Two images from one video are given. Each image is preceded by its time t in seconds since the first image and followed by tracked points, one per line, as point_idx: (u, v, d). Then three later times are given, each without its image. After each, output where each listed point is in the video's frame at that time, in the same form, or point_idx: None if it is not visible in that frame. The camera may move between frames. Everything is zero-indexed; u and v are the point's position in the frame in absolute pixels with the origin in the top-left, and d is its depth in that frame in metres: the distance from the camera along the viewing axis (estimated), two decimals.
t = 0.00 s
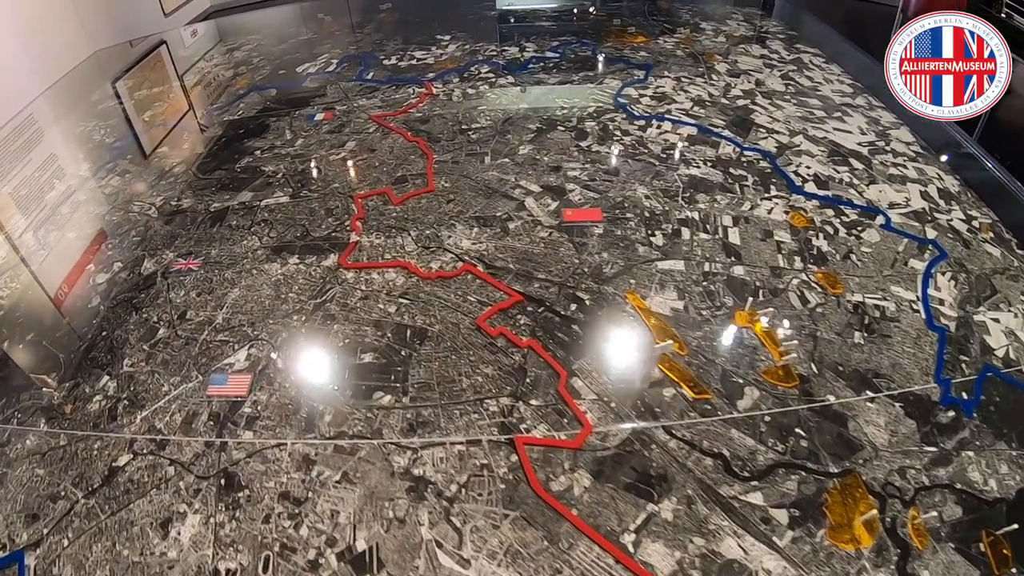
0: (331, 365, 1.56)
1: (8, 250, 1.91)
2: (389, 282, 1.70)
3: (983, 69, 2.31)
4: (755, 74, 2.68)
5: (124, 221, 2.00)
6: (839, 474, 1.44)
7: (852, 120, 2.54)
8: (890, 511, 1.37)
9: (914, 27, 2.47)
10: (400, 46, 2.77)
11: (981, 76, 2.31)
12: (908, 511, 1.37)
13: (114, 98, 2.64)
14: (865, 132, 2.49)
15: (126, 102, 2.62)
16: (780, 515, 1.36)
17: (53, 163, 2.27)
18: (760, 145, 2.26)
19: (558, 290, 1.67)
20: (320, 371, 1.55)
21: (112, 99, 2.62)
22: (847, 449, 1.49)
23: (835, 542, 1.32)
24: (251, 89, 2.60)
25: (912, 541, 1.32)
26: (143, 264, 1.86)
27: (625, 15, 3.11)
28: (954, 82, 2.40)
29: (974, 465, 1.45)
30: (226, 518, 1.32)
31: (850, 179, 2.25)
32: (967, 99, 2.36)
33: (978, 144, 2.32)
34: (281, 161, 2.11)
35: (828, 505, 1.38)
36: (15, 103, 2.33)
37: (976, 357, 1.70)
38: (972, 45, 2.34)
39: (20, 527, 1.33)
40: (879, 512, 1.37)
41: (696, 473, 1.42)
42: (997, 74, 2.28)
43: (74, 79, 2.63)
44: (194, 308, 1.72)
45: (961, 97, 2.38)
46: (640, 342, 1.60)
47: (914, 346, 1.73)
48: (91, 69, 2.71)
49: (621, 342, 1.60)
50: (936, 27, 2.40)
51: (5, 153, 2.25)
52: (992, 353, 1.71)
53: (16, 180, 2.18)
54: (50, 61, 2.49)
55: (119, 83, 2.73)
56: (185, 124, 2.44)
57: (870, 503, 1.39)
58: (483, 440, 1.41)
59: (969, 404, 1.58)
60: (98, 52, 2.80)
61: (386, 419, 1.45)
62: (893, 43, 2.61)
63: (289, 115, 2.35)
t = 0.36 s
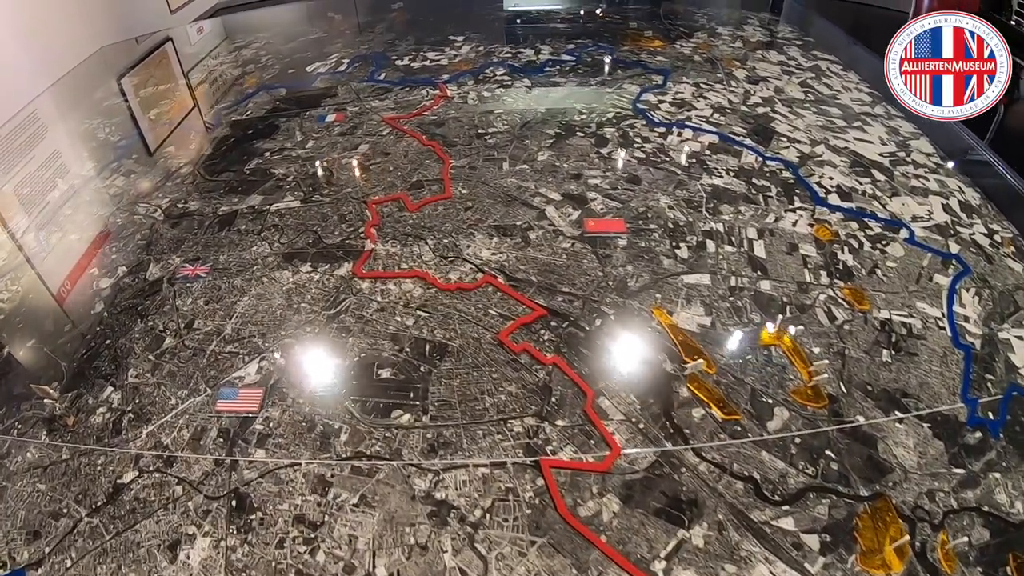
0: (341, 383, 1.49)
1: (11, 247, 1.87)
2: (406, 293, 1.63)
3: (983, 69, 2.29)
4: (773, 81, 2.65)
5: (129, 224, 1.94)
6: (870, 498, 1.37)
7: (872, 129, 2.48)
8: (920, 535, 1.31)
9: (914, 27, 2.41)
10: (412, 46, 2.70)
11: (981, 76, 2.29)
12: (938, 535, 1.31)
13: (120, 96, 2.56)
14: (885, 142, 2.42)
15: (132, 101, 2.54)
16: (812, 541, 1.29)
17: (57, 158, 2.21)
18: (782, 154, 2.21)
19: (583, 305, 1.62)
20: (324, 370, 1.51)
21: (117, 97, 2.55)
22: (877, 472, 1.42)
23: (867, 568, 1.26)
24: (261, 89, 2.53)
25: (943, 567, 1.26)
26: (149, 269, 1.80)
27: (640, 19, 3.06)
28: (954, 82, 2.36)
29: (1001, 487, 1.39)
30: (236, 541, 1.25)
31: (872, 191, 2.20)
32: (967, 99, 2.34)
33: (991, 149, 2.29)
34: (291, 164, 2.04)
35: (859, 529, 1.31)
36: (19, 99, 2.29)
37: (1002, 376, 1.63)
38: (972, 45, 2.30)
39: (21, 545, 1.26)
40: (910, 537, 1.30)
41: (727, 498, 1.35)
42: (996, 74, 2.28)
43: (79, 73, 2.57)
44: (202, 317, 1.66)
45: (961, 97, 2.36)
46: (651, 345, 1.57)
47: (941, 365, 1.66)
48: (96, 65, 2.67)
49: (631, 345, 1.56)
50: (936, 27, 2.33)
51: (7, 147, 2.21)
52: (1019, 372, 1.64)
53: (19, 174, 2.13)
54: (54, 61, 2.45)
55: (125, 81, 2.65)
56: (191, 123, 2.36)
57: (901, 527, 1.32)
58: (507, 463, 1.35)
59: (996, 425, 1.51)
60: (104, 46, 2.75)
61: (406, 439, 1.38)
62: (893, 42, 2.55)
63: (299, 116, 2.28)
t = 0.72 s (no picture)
0: (348, 394, 1.42)
1: (15, 240, 1.82)
2: (418, 299, 1.57)
3: (983, 69, 2.28)
4: (792, 85, 2.59)
5: (132, 221, 1.88)
6: (895, 522, 1.31)
7: (894, 137, 2.40)
8: (946, 561, 1.25)
9: (914, 27, 2.42)
10: (425, 43, 2.63)
11: (981, 76, 2.28)
12: (964, 562, 1.25)
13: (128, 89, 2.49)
14: (907, 150, 2.34)
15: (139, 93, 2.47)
16: (837, 567, 1.23)
17: (64, 151, 2.15)
18: (803, 161, 2.15)
19: (603, 315, 1.56)
20: (327, 365, 1.47)
21: (125, 89, 2.48)
22: (902, 494, 1.36)
23: None
24: (269, 84, 2.46)
25: None
26: (151, 268, 1.74)
27: (657, 20, 3.00)
28: (954, 82, 2.36)
29: None
30: (239, 558, 1.19)
31: (894, 202, 2.13)
32: (967, 99, 2.35)
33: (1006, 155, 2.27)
34: (300, 161, 1.98)
35: (884, 555, 1.25)
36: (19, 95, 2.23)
37: None
38: (972, 45, 2.29)
39: (16, 554, 1.21)
40: (936, 563, 1.25)
41: (751, 521, 1.28)
42: (997, 74, 2.26)
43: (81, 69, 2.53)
44: (206, 320, 1.60)
45: (961, 97, 2.36)
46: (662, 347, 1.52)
47: (966, 383, 1.59)
48: (104, 61, 2.62)
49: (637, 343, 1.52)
50: (936, 27, 2.34)
51: (12, 139, 2.14)
52: None
53: (25, 165, 2.06)
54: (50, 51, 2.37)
55: (133, 73, 2.58)
56: (198, 118, 2.30)
57: (927, 553, 1.26)
58: (523, 482, 1.29)
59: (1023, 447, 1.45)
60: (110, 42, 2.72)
61: (418, 455, 1.32)
62: (894, 42, 2.58)
63: (309, 112, 2.21)
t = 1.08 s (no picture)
0: (353, 411, 1.36)
1: (18, 238, 1.76)
2: (428, 311, 1.51)
3: (984, 69, 2.26)
4: (811, 91, 2.53)
5: (134, 224, 1.84)
6: (918, 549, 1.25)
7: (913, 146, 2.32)
8: None
9: (914, 27, 2.41)
10: (435, 43, 2.57)
11: (981, 76, 2.26)
12: None
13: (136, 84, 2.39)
14: (927, 160, 2.26)
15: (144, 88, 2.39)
16: None
17: (70, 147, 2.09)
18: (823, 171, 2.09)
19: (620, 331, 1.50)
20: (330, 366, 1.44)
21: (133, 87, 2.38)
22: (925, 520, 1.30)
23: None
24: (278, 83, 2.42)
25: None
26: (153, 273, 1.70)
27: (671, 22, 2.94)
28: (955, 82, 2.36)
29: None
30: None
31: (915, 213, 2.05)
32: (967, 99, 2.33)
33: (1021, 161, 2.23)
34: (307, 163, 1.92)
35: None
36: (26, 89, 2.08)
37: None
38: (972, 45, 2.27)
39: (10, 570, 1.16)
40: None
41: (772, 549, 1.23)
42: (997, 74, 2.25)
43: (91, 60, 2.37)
44: (208, 329, 1.55)
45: (961, 97, 2.35)
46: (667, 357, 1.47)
47: (989, 405, 1.53)
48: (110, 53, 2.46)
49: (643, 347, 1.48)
50: (936, 27, 2.33)
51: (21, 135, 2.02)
52: None
53: (31, 165, 1.94)
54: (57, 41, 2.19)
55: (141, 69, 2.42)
56: (204, 117, 2.27)
57: None
58: (538, 506, 1.23)
59: None
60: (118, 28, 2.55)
61: (427, 476, 1.26)
62: (894, 42, 2.56)
63: (317, 112, 2.15)
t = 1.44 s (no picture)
0: (359, 435, 1.28)
1: (20, 232, 1.76)
2: (437, 327, 1.43)
3: (983, 69, 2.23)
4: (828, 96, 2.44)
5: (132, 229, 1.78)
6: None
7: (934, 154, 2.20)
8: None
9: (914, 27, 2.35)
10: (444, 43, 2.49)
11: (981, 76, 2.23)
12: None
13: (140, 83, 2.42)
14: (948, 169, 2.14)
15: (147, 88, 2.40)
16: None
17: (72, 146, 2.09)
18: (845, 181, 2.01)
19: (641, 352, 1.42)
20: (335, 369, 1.39)
21: (136, 86, 2.40)
22: (954, 549, 1.18)
23: None
24: (281, 82, 2.35)
25: None
26: (151, 282, 1.63)
27: (685, 23, 2.87)
28: (954, 82, 2.30)
29: None
30: None
31: (937, 224, 1.94)
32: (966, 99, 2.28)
33: None
34: (312, 167, 1.85)
35: None
36: (30, 85, 2.23)
37: None
38: (972, 45, 2.25)
39: None
40: None
41: None
42: (997, 74, 2.22)
43: (93, 58, 2.52)
44: (207, 343, 1.48)
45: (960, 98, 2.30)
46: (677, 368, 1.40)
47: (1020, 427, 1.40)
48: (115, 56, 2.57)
49: (651, 353, 1.42)
50: (936, 26, 2.28)
51: (24, 131, 2.11)
52: None
53: (33, 161, 2.00)
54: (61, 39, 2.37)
55: (146, 66, 2.52)
56: (206, 117, 2.21)
57: None
58: (555, 539, 1.14)
59: None
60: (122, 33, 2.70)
61: (438, 507, 1.18)
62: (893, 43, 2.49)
63: (322, 114, 2.08)
